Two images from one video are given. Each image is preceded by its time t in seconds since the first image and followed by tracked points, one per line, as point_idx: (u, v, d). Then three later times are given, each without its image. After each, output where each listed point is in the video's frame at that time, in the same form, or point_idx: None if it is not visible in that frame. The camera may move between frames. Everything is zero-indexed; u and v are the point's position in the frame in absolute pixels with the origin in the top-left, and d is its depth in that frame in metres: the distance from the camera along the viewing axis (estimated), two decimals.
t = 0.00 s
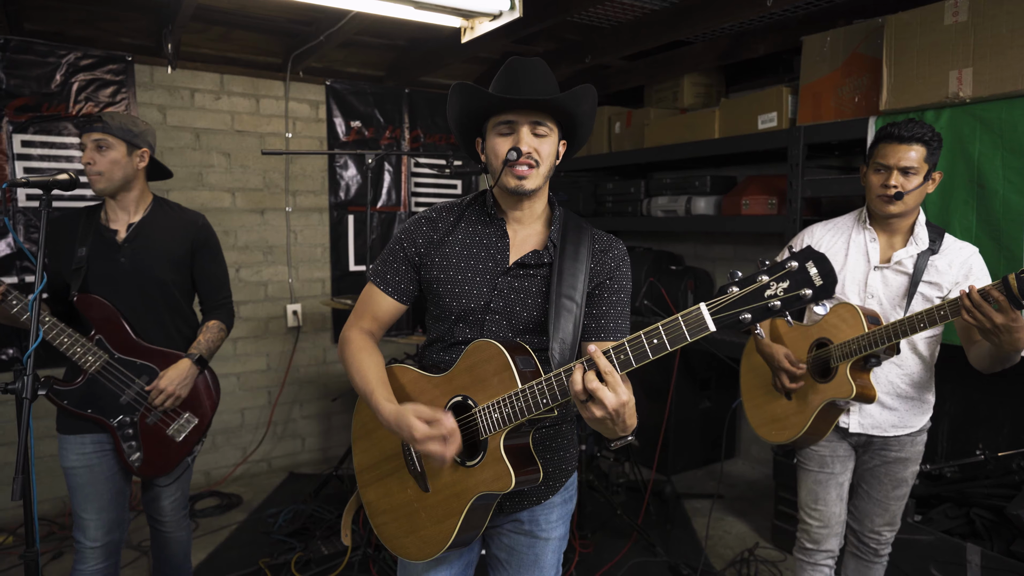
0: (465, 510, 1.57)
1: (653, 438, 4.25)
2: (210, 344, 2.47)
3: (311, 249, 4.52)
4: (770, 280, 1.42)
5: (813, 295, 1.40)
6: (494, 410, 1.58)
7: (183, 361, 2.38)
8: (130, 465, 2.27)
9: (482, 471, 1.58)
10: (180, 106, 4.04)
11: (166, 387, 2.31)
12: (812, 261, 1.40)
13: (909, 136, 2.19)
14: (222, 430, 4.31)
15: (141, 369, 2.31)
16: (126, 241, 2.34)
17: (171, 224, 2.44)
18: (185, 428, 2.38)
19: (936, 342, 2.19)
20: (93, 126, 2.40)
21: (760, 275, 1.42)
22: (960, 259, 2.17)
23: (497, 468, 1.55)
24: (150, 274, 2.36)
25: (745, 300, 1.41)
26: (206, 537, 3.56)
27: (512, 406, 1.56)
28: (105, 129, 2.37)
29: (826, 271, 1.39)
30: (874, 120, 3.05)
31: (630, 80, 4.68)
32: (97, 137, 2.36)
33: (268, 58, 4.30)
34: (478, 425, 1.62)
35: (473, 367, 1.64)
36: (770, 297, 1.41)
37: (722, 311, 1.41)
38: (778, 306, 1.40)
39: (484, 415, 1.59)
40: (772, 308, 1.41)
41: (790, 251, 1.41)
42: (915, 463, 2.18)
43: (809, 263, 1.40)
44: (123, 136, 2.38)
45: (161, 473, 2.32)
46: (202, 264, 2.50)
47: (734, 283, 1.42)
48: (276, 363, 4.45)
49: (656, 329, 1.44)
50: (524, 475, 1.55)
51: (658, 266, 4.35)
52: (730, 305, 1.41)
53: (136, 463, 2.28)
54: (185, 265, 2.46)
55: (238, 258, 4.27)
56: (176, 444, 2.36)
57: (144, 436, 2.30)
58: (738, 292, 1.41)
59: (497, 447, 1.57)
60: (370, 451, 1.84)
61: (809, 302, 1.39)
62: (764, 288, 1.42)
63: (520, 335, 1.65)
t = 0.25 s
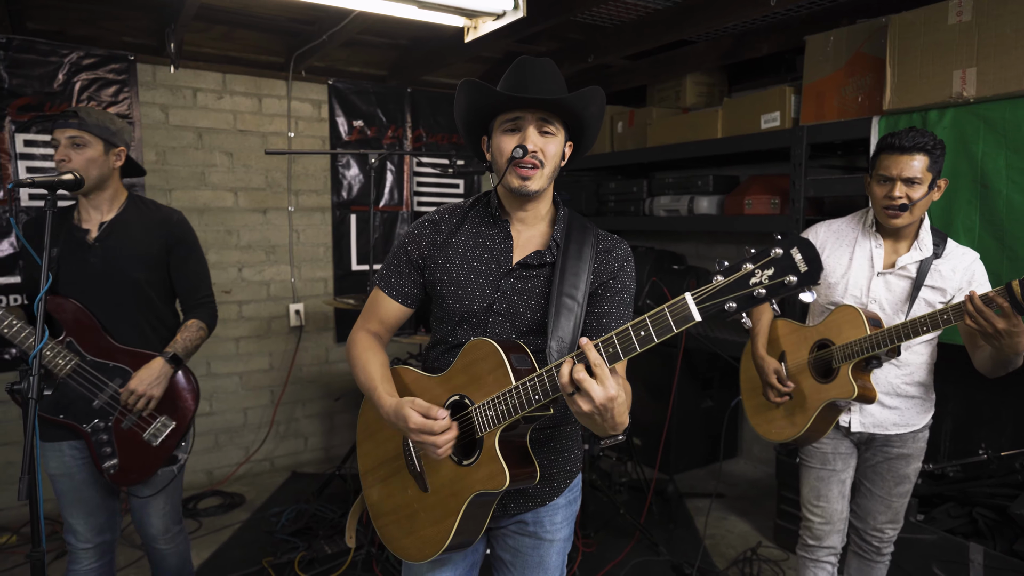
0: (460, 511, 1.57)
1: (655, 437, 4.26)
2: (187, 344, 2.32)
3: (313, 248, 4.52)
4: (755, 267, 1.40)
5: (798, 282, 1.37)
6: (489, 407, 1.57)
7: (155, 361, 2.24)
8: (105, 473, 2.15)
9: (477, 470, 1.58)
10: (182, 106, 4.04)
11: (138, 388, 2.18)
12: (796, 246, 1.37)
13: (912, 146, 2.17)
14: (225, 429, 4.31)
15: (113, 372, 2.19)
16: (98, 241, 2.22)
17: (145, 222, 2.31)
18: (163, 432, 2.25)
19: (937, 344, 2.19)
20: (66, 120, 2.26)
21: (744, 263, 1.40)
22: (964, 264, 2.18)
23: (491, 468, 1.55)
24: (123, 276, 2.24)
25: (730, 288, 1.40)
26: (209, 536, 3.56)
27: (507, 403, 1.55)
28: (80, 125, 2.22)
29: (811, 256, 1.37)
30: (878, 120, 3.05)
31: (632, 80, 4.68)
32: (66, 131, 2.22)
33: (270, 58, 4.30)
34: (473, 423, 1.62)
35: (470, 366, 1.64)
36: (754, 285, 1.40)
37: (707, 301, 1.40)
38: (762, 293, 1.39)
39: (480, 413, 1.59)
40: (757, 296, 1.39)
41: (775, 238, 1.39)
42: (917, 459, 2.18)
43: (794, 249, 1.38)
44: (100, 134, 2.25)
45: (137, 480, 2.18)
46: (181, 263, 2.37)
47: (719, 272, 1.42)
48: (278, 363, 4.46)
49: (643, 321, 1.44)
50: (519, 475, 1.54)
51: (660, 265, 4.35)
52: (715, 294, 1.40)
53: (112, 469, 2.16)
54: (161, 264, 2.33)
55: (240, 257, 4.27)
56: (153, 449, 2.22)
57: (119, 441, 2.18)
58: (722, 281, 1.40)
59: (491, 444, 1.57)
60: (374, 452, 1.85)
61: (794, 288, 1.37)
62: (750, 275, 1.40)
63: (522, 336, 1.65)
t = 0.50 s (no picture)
0: (456, 509, 1.58)
1: (658, 436, 4.25)
2: (167, 348, 2.13)
3: (315, 247, 4.52)
4: (743, 264, 1.37)
5: (788, 279, 1.35)
6: (484, 406, 1.58)
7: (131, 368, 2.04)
8: (84, 481, 2.01)
9: (473, 468, 1.58)
10: (185, 105, 4.04)
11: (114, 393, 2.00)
12: (786, 243, 1.35)
13: (913, 142, 2.17)
14: (227, 429, 4.31)
15: (93, 377, 2.04)
16: (74, 243, 2.09)
17: (122, 221, 2.17)
18: (144, 438, 2.08)
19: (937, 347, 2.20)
20: (46, 117, 2.20)
21: (733, 259, 1.38)
22: (962, 264, 2.18)
23: (486, 468, 1.55)
24: (101, 279, 2.09)
25: (719, 285, 1.37)
26: (212, 536, 3.56)
27: (501, 402, 1.54)
28: (69, 127, 2.20)
29: (800, 251, 1.35)
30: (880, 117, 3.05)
31: (634, 79, 4.69)
32: (41, 134, 2.18)
33: (272, 57, 4.30)
34: (470, 421, 1.63)
35: (467, 366, 1.64)
36: (743, 282, 1.38)
37: (694, 297, 1.37)
38: (751, 291, 1.37)
39: (476, 412, 1.60)
40: (746, 293, 1.37)
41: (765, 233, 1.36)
42: (921, 458, 2.18)
43: (785, 245, 1.35)
44: (87, 136, 2.25)
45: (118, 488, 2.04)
46: (160, 263, 2.18)
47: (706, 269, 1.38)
48: (280, 362, 4.46)
49: (632, 321, 1.41)
50: (513, 477, 1.52)
51: (663, 264, 4.34)
52: (703, 291, 1.37)
53: (93, 478, 2.02)
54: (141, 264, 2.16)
55: (243, 256, 4.27)
56: (134, 456, 2.07)
57: (100, 448, 2.04)
58: (711, 278, 1.37)
59: (486, 442, 1.57)
60: (378, 450, 1.85)
61: (783, 285, 1.35)
62: (738, 272, 1.38)
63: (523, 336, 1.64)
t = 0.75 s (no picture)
0: (450, 508, 1.57)
1: (658, 435, 4.25)
2: (159, 351, 2.07)
3: (315, 246, 4.51)
4: (731, 263, 1.35)
5: (776, 278, 1.29)
6: (478, 406, 1.57)
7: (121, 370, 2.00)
8: (79, 485, 1.98)
9: (467, 469, 1.57)
10: (185, 103, 4.04)
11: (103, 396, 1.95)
12: (774, 240, 1.30)
13: (900, 134, 2.18)
14: (227, 428, 4.31)
15: (84, 380, 2.00)
16: (62, 242, 2.07)
17: (112, 221, 2.14)
18: (137, 442, 2.03)
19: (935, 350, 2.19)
20: (61, 112, 2.20)
21: (720, 258, 1.34)
22: (954, 259, 2.17)
23: (478, 468, 1.54)
24: (93, 279, 2.07)
25: (706, 285, 1.35)
26: (212, 535, 3.55)
27: (494, 402, 1.53)
28: (82, 122, 2.21)
29: (789, 250, 1.28)
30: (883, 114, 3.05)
31: (634, 77, 4.69)
32: (51, 125, 2.18)
33: (272, 55, 4.29)
34: (464, 422, 1.61)
35: (462, 365, 1.64)
36: (731, 281, 1.34)
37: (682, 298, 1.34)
38: (738, 291, 1.33)
39: (470, 412, 1.59)
40: (733, 293, 1.34)
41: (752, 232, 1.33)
42: (917, 462, 2.17)
43: (773, 242, 1.31)
44: (96, 132, 2.26)
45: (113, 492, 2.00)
46: (150, 261, 2.14)
47: (694, 268, 1.35)
48: (281, 361, 4.45)
49: (621, 321, 1.40)
50: (506, 479, 1.52)
51: (664, 263, 4.33)
52: (691, 291, 1.34)
53: (87, 482, 1.98)
54: (132, 263, 2.13)
55: (243, 255, 4.27)
56: (128, 460, 2.02)
57: (94, 452, 2.00)
58: (698, 277, 1.34)
59: (480, 444, 1.56)
60: (378, 451, 1.85)
61: (770, 285, 1.30)
62: (726, 272, 1.35)
63: (521, 336, 1.63)
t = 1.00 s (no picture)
0: (449, 513, 1.56)
1: (659, 435, 4.24)
2: (156, 352, 2.06)
3: (315, 245, 4.50)
4: (730, 264, 1.32)
5: (776, 279, 1.26)
6: (477, 410, 1.56)
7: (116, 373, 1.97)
8: (71, 489, 1.96)
9: (466, 473, 1.56)
10: (183, 102, 4.02)
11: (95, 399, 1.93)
12: (773, 241, 1.27)
13: (887, 138, 2.15)
14: (226, 428, 4.29)
15: (77, 383, 1.98)
16: (58, 241, 2.05)
17: (110, 220, 2.13)
18: (130, 446, 2.00)
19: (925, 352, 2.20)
20: (62, 111, 2.17)
21: (719, 259, 1.32)
22: (942, 256, 2.16)
23: (477, 472, 1.53)
24: (91, 280, 2.06)
25: (705, 286, 1.33)
26: (211, 535, 3.53)
27: (493, 406, 1.52)
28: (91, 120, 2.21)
29: (789, 250, 1.25)
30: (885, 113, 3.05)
31: (634, 76, 4.68)
32: (60, 123, 2.16)
33: (271, 53, 4.28)
34: (462, 425, 1.60)
35: (461, 368, 1.63)
36: (730, 283, 1.31)
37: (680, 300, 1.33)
38: (738, 293, 1.30)
39: (468, 416, 1.58)
40: (732, 295, 1.31)
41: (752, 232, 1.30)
42: (910, 472, 2.15)
43: (773, 243, 1.27)
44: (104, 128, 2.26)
45: (105, 497, 1.98)
46: (149, 260, 2.13)
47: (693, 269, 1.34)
48: (280, 360, 4.44)
49: (619, 323, 1.39)
50: (507, 484, 1.51)
51: (663, 262, 4.32)
52: (689, 292, 1.33)
53: (79, 487, 1.97)
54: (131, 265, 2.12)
55: (242, 254, 4.25)
56: (120, 465, 1.99)
57: (86, 456, 1.98)
58: (697, 278, 1.32)
59: (479, 448, 1.54)
60: (378, 454, 1.84)
61: (770, 286, 1.25)
62: (726, 273, 1.32)
63: (521, 337, 1.61)
